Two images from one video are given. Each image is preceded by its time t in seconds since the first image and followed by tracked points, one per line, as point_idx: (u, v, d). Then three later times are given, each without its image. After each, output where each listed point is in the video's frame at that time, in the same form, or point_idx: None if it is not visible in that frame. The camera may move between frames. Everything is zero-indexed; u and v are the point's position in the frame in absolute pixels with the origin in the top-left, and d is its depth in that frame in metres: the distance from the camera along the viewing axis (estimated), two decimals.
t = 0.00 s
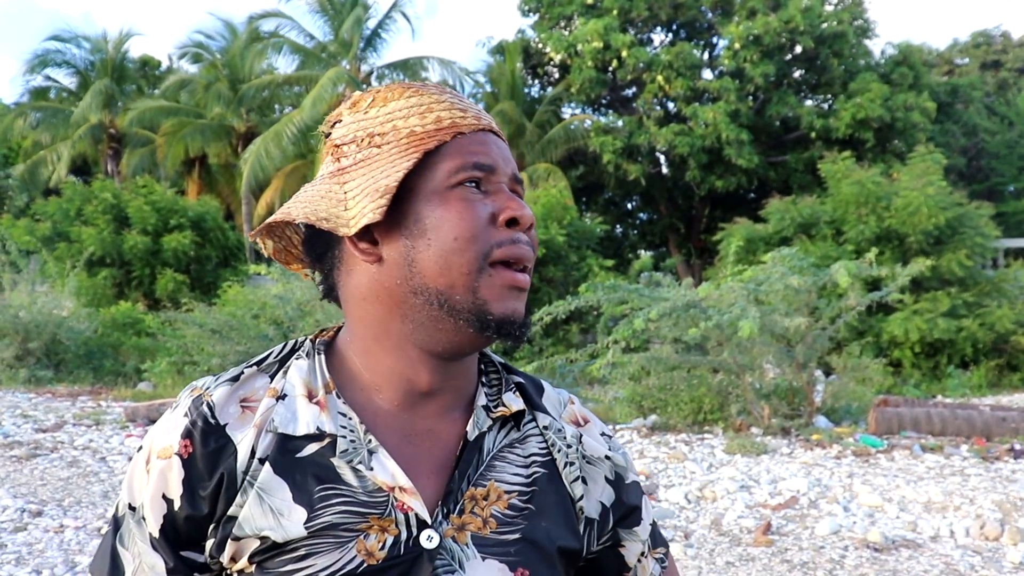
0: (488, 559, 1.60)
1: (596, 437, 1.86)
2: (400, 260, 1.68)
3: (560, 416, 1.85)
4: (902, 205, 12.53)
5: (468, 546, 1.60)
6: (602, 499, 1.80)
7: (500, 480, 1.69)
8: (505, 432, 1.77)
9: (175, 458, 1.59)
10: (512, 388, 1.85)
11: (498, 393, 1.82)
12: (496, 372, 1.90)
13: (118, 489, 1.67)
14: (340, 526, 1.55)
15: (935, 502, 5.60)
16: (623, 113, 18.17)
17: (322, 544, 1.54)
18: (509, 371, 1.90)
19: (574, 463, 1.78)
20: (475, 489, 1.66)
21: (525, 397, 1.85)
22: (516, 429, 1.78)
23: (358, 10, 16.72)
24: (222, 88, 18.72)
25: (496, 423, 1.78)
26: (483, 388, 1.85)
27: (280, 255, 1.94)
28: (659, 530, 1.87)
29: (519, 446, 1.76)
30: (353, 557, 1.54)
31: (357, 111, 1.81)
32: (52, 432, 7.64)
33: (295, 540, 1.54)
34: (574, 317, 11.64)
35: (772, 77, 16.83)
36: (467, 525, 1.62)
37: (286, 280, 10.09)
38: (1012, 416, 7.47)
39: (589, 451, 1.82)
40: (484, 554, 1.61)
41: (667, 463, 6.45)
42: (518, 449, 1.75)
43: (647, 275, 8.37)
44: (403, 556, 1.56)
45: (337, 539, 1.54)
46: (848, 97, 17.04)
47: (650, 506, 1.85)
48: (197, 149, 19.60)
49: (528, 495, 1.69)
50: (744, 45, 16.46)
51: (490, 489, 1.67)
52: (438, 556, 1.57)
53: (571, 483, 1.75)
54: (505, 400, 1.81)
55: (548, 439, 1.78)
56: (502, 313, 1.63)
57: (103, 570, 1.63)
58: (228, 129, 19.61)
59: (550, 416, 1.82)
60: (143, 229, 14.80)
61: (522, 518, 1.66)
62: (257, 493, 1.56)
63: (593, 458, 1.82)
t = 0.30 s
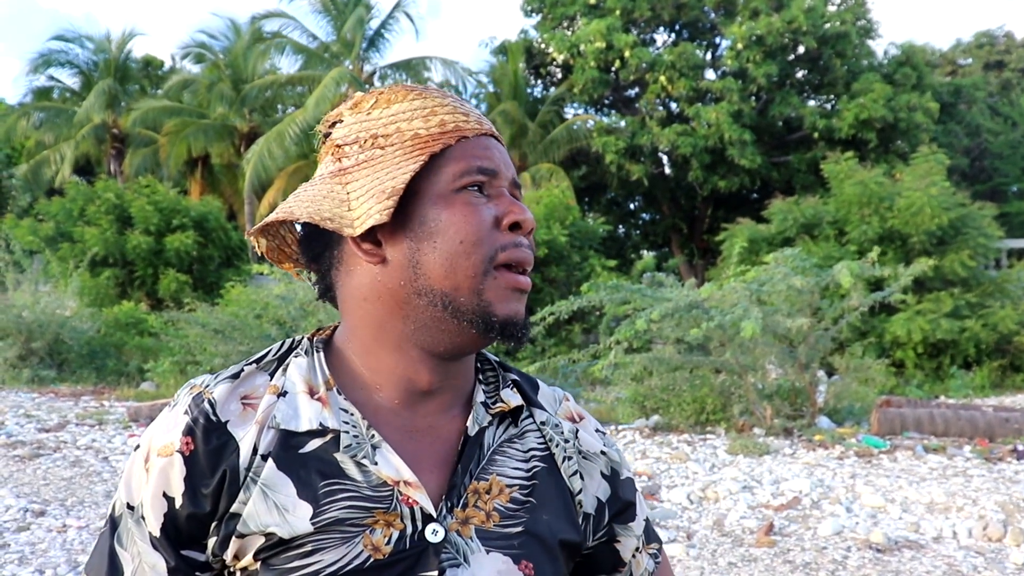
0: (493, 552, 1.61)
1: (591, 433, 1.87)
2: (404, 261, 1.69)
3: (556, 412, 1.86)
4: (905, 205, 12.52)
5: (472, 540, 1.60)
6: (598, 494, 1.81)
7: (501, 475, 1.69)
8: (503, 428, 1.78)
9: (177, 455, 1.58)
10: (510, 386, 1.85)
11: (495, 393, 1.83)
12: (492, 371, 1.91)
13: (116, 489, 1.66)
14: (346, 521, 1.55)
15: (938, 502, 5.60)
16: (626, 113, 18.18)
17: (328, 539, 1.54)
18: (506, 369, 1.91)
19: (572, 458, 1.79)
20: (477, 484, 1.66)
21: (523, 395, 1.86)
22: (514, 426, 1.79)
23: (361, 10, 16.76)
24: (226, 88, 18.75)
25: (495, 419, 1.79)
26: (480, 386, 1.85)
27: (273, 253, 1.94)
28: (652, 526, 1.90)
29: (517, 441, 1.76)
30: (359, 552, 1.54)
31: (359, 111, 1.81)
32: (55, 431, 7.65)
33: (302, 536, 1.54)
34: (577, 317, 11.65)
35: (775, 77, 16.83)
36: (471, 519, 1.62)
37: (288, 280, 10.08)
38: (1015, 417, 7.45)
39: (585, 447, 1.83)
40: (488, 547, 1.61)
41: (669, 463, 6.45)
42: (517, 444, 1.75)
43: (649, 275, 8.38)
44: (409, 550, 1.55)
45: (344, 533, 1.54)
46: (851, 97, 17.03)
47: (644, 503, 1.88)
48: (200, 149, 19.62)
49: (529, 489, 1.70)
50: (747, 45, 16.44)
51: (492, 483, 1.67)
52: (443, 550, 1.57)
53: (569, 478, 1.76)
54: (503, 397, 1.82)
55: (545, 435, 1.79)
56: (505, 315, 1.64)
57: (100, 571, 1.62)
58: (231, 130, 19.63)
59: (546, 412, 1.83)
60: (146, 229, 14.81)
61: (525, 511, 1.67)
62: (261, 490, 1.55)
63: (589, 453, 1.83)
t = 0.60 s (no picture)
0: (497, 554, 1.61)
1: (590, 434, 1.87)
2: (407, 261, 1.69)
3: (556, 412, 1.86)
4: (907, 203, 12.51)
5: (476, 543, 1.60)
6: (597, 494, 1.81)
7: (503, 477, 1.70)
8: (504, 429, 1.78)
9: (182, 462, 1.58)
10: (510, 386, 1.85)
11: (496, 392, 1.84)
12: (492, 371, 1.91)
13: (120, 495, 1.65)
14: (353, 525, 1.55)
15: (941, 500, 5.59)
16: (628, 112, 18.16)
17: (336, 544, 1.54)
18: (505, 370, 1.91)
19: (572, 459, 1.79)
20: (479, 486, 1.67)
21: (523, 396, 1.86)
22: (514, 427, 1.79)
23: (362, 10, 16.77)
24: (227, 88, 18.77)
25: (496, 421, 1.79)
26: (480, 387, 1.85)
27: (273, 256, 1.94)
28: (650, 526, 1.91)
29: (518, 443, 1.76)
30: (367, 557, 1.54)
31: (360, 112, 1.81)
32: (58, 433, 7.66)
33: (309, 541, 1.54)
34: (579, 316, 11.65)
35: (777, 75, 16.82)
36: (475, 521, 1.63)
37: (291, 280, 10.08)
38: (1018, 414, 7.44)
39: (585, 447, 1.83)
40: (492, 549, 1.61)
41: (672, 461, 6.45)
42: (517, 446, 1.75)
43: (652, 274, 8.37)
44: (415, 553, 1.56)
45: (351, 538, 1.54)
46: (853, 95, 17.02)
47: (641, 502, 1.89)
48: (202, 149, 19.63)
49: (531, 491, 1.70)
50: (748, 43, 16.41)
51: (494, 486, 1.67)
52: (448, 553, 1.58)
53: (569, 478, 1.76)
54: (503, 398, 1.82)
55: (545, 436, 1.79)
56: (510, 312, 1.65)
57: None
58: (233, 130, 19.64)
59: (546, 413, 1.83)
60: (148, 230, 14.83)
61: (527, 513, 1.67)
62: (268, 496, 1.55)
63: (589, 453, 1.83)
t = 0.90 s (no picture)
0: (502, 534, 1.62)
1: (594, 416, 1.87)
2: (413, 251, 1.68)
3: (558, 395, 1.87)
4: (909, 195, 12.51)
5: (482, 523, 1.61)
6: (600, 476, 1.82)
7: (507, 458, 1.70)
8: (507, 412, 1.78)
9: (184, 446, 1.58)
10: (512, 369, 1.86)
11: (497, 379, 1.84)
12: (494, 355, 1.91)
13: (121, 480, 1.65)
14: (358, 506, 1.55)
15: (943, 491, 5.60)
16: (629, 105, 18.14)
17: (341, 525, 1.54)
18: (507, 354, 1.91)
19: (575, 441, 1.79)
20: (484, 467, 1.67)
21: (525, 378, 1.86)
22: (517, 410, 1.79)
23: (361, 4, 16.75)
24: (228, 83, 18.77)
25: (499, 404, 1.79)
26: (483, 372, 1.86)
27: (270, 242, 1.93)
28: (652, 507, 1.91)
29: (521, 424, 1.77)
30: (371, 537, 1.54)
31: (362, 99, 1.80)
32: (60, 428, 7.67)
33: (314, 522, 1.54)
34: (580, 309, 11.65)
35: (778, 68, 16.80)
36: (479, 502, 1.63)
37: (292, 275, 10.09)
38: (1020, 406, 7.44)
39: (587, 430, 1.84)
40: (497, 530, 1.62)
41: (674, 454, 6.45)
42: (521, 428, 1.76)
43: (653, 267, 8.36)
44: (420, 534, 1.56)
45: (356, 519, 1.55)
46: (854, 87, 17.01)
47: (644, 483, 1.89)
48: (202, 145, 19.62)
49: (535, 471, 1.71)
50: (749, 36, 16.40)
51: (498, 466, 1.68)
52: (454, 533, 1.58)
53: (573, 460, 1.77)
54: (506, 381, 1.83)
55: (549, 418, 1.79)
56: (515, 301, 1.65)
57: (108, 564, 1.59)
58: (233, 125, 19.63)
59: (549, 396, 1.84)
60: (149, 226, 14.83)
61: (532, 494, 1.68)
62: (272, 478, 1.55)
63: (591, 436, 1.84)
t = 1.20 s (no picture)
0: (501, 533, 1.61)
1: (589, 415, 1.87)
2: (413, 249, 1.68)
3: (554, 395, 1.87)
4: (904, 193, 12.53)
5: (480, 522, 1.61)
6: (595, 475, 1.81)
7: (504, 457, 1.70)
8: (503, 412, 1.78)
9: (181, 448, 1.56)
10: (508, 369, 1.86)
11: (495, 377, 1.84)
12: (490, 355, 1.91)
13: (117, 484, 1.63)
14: (357, 506, 1.54)
15: (939, 488, 5.60)
16: (624, 104, 18.14)
17: (340, 525, 1.53)
18: (503, 353, 1.91)
19: (571, 440, 1.79)
20: (482, 467, 1.66)
21: (521, 378, 1.86)
22: (513, 409, 1.79)
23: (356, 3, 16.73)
24: (222, 82, 18.75)
25: (496, 403, 1.79)
26: (479, 371, 1.86)
27: (266, 238, 1.92)
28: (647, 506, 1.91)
29: (518, 424, 1.76)
30: (370, 536, 1.53)
31: (363, 97, 1.79)
32: (54, 428, 7.64)
33: (312, 523, 1.53)
34: (576, 308, 11.65)
35: (773, 66, 16.80)
36: (477, 501, 1.63)
37: (287, 274, 10.07)
38: (1015, 403, 7.45)
39: (583, 428, 1.83)
40: (496, 529, 1.61)
41: (670, 452, 6.45)
42: (517, 427, 1.75)
43: (648, 265, 8.36)
44: (418, 534, 1.55)
45: (355, 518, 1.54)
46: (849, 85, 17.02)
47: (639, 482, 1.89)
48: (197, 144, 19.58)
49: (532, 470, 1.70)
50: (744, 34, 16.42)
51: (496, 466, 1.68)
52: (453, 533, 1.58)
53: (569, 459, 1.77)
54: (503, 380, 1.83)
55: (545, 418, 1.79)
56: (517, 298, 1.65)
57: (104, 569, 1.57)
58: (228, 125, 19.60)
59: (545, 395, 1.83)
60: (144, 225, 14.81)
61: (528, 494, 1.67)
62: (271, 479, 1.54)
63: (586, 435, 1.83)
